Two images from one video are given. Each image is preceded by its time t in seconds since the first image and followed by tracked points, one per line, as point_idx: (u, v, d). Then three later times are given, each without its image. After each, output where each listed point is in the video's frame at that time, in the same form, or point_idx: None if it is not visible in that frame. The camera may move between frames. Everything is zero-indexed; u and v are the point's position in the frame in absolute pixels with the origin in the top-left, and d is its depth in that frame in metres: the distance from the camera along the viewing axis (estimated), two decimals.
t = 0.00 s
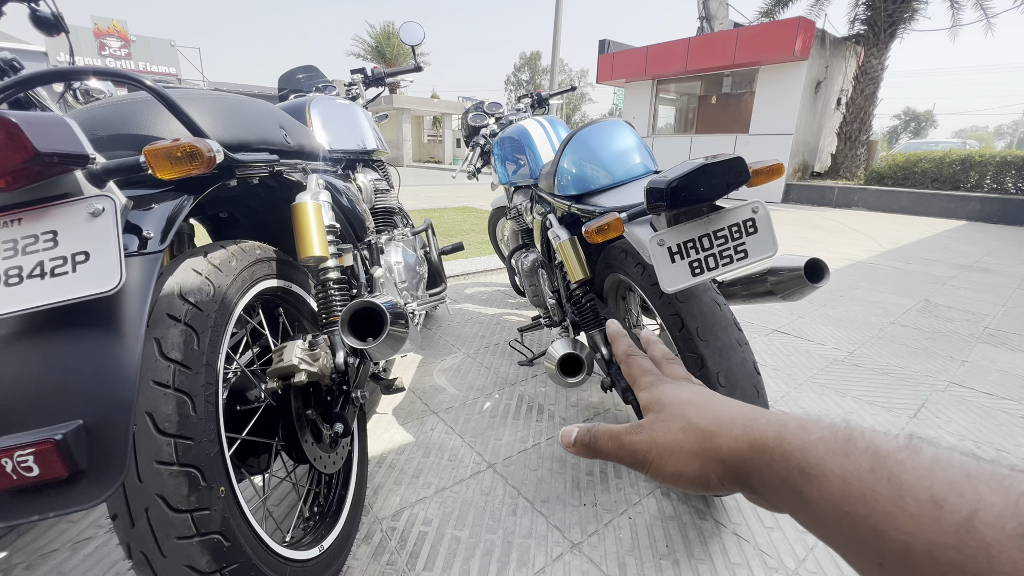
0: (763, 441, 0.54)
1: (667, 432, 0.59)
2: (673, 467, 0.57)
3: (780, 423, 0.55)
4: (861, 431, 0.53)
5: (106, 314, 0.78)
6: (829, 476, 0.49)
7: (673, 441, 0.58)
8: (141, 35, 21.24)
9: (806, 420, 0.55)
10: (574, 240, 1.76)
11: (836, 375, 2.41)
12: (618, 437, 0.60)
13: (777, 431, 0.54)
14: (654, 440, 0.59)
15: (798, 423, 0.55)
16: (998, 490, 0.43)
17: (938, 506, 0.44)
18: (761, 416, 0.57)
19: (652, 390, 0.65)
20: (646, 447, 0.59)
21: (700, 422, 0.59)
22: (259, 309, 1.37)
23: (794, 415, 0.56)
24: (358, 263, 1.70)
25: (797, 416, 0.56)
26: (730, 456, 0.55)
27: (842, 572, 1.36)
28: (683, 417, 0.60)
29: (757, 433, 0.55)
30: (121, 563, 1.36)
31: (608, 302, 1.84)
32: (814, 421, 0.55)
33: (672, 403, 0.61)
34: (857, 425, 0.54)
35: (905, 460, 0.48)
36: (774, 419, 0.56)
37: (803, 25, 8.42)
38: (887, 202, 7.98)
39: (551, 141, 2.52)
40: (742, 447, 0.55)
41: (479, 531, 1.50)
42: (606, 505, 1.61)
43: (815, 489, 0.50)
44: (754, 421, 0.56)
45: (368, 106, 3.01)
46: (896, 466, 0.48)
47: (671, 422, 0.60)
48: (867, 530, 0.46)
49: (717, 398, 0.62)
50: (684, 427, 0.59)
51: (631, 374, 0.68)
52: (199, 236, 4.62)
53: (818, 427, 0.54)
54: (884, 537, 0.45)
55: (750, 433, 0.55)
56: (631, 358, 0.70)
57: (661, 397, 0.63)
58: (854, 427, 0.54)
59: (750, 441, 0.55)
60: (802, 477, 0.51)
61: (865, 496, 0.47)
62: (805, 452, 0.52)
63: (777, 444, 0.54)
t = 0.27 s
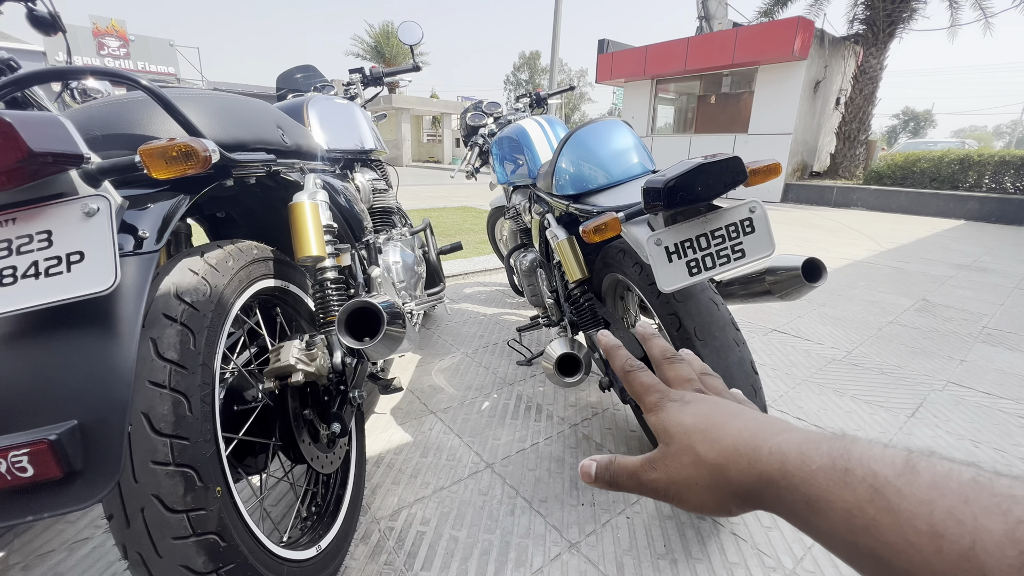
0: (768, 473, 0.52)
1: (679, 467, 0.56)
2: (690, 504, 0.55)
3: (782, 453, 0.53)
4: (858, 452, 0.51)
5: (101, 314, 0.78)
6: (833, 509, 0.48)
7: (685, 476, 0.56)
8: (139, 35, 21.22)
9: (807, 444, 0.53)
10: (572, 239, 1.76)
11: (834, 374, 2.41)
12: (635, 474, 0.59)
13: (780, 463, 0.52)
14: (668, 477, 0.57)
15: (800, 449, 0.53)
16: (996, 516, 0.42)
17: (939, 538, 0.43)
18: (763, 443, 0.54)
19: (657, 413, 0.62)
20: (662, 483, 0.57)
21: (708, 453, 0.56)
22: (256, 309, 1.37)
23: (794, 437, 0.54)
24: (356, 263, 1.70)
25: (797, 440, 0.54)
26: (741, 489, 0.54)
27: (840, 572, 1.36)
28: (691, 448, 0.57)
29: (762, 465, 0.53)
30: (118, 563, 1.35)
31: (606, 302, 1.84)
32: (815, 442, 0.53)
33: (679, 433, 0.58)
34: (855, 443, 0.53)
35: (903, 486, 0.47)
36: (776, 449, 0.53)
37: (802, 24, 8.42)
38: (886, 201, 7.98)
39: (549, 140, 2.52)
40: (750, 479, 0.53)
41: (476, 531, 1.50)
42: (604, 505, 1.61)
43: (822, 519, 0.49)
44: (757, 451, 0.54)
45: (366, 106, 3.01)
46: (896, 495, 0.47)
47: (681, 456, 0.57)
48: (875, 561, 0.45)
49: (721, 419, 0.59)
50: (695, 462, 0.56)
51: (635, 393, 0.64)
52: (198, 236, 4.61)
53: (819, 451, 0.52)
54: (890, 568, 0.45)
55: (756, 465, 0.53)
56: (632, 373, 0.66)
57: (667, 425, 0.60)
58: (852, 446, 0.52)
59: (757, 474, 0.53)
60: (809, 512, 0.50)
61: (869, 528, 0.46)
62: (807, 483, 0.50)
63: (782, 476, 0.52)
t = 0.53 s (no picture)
0: (753, 481, 0.51)
1: (670, 475, 0.55)
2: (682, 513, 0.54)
3: (765, 461, 0.51)
4: (837, 459, 0.49)
5: (93, 314, 0.78)
6: (816, 517, 0.47)
7: (676, 484, 0.54)
8: (137, 34, 21.16)
9: (789, 451, 0.51)
10: (569, 239, 1.76)
11: (831, 373, 2.41)
12: (630, 482, 0.56)
13: (763, 471, 0.51)
14: (660, 485, 0.55)
15: (783, 456, 0.51)
16: (970, 523, 0.41)
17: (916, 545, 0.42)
18: (748, 451, 0.53)
19: (649, 419, 0.60)
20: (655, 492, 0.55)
21: (697, 461, 0.54)
22: (252, 308, 1.36)
23: (777, 444, 0.53)
24: (352, 262, 1.69)
25: (779, 447, 0.52)
26: (730, 498, 0.52)
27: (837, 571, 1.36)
28: (681, 455, 0.55)
29: (747, 473, 0.51)
30: (112, 564, 1.35)
31: (603, 301, 1.83)
32: (797, 449, 0.51)
33: (669, 440, 0.56)
34: (838, 447, 0.51)
35: (882, 494, 0.45)
36: (760, 457, 0.52)
37: (800, 24, 8.42)
38: (884, 201, 7.99)
39: (547, 140, 2.52)
40: (737, 488, 0.51)
41: (473, 531, 1.50)
42: (601, 505, 1.61)
43: (806, 529, 0.47)
44: (741, 459, 0.52)
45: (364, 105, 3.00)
46: (876, 502, 0.45)
47: (672, 463, 0.55)
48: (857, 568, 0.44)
49: (711, 424, 0.57)
50: (686, 470, 0.54)
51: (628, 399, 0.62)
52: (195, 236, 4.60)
53: (801, 459, 0.50)
54: None
55: (742, 473, 0.52)
56: (625, 378, 0.64)
57: (657, 432, 0.58)
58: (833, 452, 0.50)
59: (743, 483, 0.51)
60: (794, 521, 0.48)
61: (849, 536, 0.45)
62: (788, 491, 0.49)
63: (765, 484, 0.50)
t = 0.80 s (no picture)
0: (752, 486, 0.51)
1: (673, 480, 0.55)
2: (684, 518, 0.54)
3: (764, 467, 0.51)
4: (833, 465, 0.50)
5: (92, 315, 0.78)
6: (811, 521, 0.47)
7: (679, 490, 0.55)
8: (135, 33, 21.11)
9: (788, 458, 0.52)
10: (568, 240, 1.76)
11: (830, 374, 2.42)
12: (634, 488, 0.57)
13: (762, 476, 0.51)
14: (664, 491, 0.56)
15: (780, 462, 0.51)
16: (961, 527, 0.41)
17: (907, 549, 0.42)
18: (747, 456, 0.53)
19: (652, 426, 0.60)
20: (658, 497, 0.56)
21: (699, 467, 0.54)
22: (251, 309, 1.37)
23: (776, 451, 0.53)
24: (351, 263, 1.70)
25: (778, 453, 0.53)
26: (731, 503, 0.52)
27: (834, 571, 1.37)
28: (683, 460, 0.55)
29: (746, 479, 0.52)
30: (111, 564, 1.35)
31: (602, 301, 1.84)
32: (795, 455, 0.52)
33: (671, 447, 0.57)
34: (834, 454, 0.51)
35: (876, 499, 0.46)
36: (759, 463, 0.52)
37: (799, 25, 8.43)
38: (882, 202, 8.01)
39: (546, 140, 2.52)
40: (737, 493, 0.52)
41: (472, 531, 1.50)
42: (600, 505, 1.61)
43: (804, 533, 0.47)
44: (741, 465, 0.53)
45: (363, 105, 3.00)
46: (871, 508, 0.45)
47: (675, 469, 0.56)
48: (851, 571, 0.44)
49: (712, 431, 0.57)
50: (688, 477, 0.54)
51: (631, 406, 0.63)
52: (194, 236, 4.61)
53: (799, 464, 0.51)
54: None
55: (741, 479, 0.52)
56: (627, 386, 0.65)
57: (659, 438, 0.58)
58: (830, 459, 0.51)
59: (742, 488, 0.52)
60: (791, 525, 0.48)
61: (845, 539, 0.45)
62: (785, 495, 0.49)
63: (763, 490, 0.51)
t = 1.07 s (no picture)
0: (766, 487, 0.51)
1: (687, 481, 0.55)
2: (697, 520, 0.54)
3: (778, 467, 0.51)
4: (848, 465, 0.49)
5: (88, 315, 0.78)
6: (826, 521, 0.47)
7: (692, 492, 0.54)
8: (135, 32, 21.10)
9: (801, 458, 0.51)
10: (566, 240, 1.76)
11: (828, 375, 2.42)
12: (647, 490, 0.57)
13: (776, 477, 0.51)
14: (677, 493, 0.55)
15: (795, 462, 0.51)
16: (980, 528, 0.41)
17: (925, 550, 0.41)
18: (761, 457, 0.53)
19: (663, 428, 0.59)
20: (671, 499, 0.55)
21: (712, 468, 0.54)
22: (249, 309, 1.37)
23: (790, 451, 0.52)
24: (349, 263, 1.69)
25: (791, 452, 0.52)
26: (744, 504, 0.52)
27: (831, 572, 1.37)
28: (695, 462, 0.55)
29: (760, 480, 0.51)
30: (107, 564, 1.35)
31: (601, 302, 1.84)
32: (809, 455, 0.51)
33: (683, 449, 0.56)
34: (849, 453, 0.51)
35: (892, 500, 0.45)
36: (773, 463, 0.51)
37: (798, 25, 8.43)
38: (881, 203, 8.01)
39: (544, 140, 2.52)
40: (750, 494, 0.51)
41: (470, 531, 1.50)
42: (598, 506, 1.61)
43: (820, 534, 0.47)
44: (755, 465, 0.52)
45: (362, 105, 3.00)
46: (886, 508, 0.45)
47: (687, 471, 0.55)
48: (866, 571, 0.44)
49: (724, 431, 0.57)
50: (701, 479, 0.54)
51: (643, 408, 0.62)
52: (193, 236, 4.60)
53: (813, 465, 0.50)
54: None
55: (755, 480, 0.51)
56: (640, 391, 0.64)
57: (671, 440, 0.57)
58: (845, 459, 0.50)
59: (756, 489, 0.51)
60: (806, 526, 0.48)
61: (860, 540, 0.45)
62: (799, 495, 0.49)
63: (777, 491, 0.50)
